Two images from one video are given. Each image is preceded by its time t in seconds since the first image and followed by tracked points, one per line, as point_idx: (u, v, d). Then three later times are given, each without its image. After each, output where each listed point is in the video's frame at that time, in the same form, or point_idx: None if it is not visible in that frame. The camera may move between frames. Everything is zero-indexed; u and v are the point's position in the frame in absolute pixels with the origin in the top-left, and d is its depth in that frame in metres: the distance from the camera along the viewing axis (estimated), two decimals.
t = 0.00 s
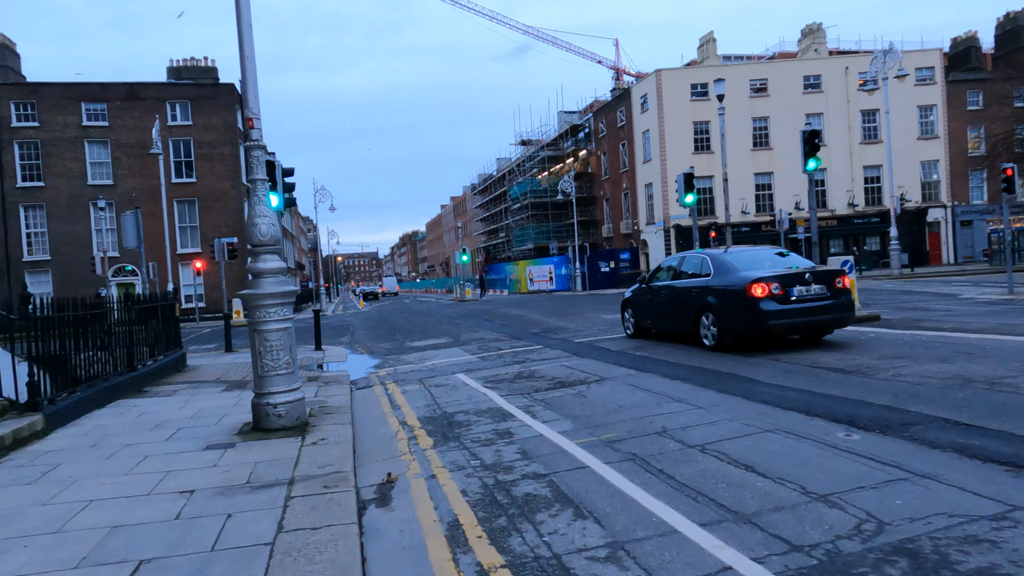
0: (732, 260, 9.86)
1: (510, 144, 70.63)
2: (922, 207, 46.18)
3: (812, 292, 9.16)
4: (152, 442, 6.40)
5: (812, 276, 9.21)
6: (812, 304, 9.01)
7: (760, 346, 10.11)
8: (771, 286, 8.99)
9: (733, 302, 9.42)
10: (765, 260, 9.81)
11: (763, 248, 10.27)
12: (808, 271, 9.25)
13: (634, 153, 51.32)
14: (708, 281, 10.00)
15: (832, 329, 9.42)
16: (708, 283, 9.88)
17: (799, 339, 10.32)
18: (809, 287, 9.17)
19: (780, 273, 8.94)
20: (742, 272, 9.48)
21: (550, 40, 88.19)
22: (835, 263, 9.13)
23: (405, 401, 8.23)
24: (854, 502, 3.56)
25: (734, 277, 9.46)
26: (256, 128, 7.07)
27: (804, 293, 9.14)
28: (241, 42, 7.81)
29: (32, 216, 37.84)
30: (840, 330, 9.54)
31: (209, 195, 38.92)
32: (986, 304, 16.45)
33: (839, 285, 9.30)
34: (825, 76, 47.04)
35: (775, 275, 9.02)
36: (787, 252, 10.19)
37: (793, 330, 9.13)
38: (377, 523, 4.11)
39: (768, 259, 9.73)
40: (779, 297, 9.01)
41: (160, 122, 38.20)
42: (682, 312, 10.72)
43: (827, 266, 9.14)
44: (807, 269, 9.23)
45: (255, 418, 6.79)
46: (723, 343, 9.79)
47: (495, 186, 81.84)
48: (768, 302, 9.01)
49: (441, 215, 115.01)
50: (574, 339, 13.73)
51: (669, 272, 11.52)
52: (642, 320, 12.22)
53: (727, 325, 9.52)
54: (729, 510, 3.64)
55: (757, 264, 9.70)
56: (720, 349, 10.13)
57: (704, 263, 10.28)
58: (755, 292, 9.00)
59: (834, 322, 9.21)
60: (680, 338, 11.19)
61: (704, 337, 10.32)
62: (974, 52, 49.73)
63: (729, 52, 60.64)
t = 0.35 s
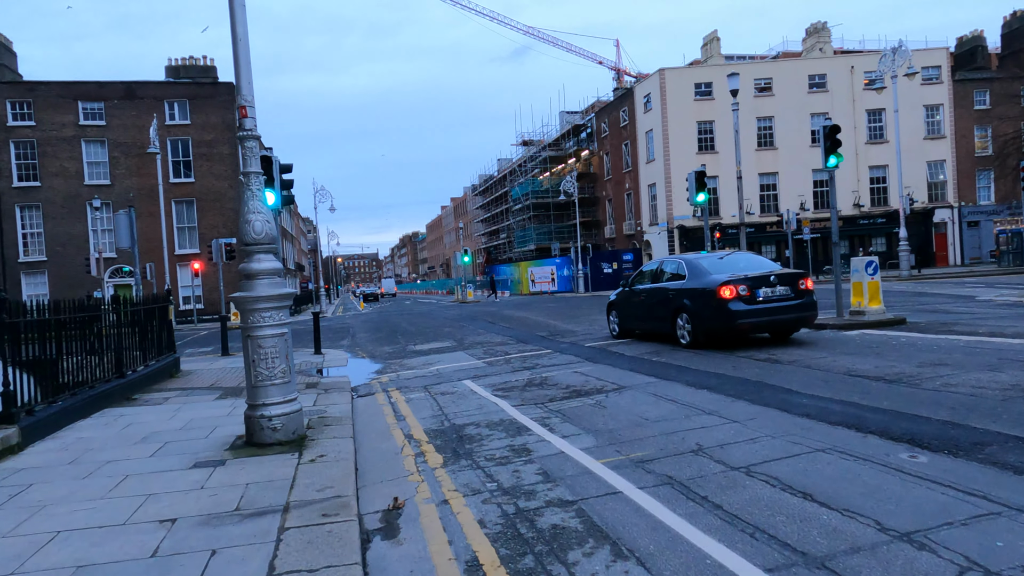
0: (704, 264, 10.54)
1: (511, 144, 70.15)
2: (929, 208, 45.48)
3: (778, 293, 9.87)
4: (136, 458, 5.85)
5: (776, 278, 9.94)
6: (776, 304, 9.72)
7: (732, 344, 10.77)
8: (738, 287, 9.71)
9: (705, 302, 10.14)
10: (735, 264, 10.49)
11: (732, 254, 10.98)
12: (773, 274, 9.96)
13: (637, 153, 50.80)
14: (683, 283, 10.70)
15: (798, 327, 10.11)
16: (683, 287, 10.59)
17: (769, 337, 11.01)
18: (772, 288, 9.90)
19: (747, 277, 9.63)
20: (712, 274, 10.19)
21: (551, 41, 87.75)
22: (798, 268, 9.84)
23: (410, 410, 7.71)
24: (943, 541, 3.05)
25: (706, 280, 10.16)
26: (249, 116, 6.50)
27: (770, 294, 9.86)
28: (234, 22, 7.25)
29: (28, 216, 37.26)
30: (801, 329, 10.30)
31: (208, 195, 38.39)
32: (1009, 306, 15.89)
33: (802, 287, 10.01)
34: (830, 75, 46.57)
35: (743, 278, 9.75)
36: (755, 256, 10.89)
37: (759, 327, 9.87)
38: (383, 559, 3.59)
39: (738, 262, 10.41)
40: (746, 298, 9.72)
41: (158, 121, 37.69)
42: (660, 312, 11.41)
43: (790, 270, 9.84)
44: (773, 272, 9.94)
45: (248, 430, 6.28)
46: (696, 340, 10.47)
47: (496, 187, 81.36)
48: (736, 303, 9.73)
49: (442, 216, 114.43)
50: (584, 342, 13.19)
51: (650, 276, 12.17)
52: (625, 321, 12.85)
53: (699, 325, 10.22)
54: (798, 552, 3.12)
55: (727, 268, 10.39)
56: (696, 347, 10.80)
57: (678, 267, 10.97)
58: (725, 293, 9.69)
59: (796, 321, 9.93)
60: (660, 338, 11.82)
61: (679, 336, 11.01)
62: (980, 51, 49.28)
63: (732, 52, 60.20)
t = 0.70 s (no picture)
0: (676, 268, 11.47)
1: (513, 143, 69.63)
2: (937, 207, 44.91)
3: (740, 294, 10.83)
4: (119, 478, 5.35)
5: (739, 281, 10.90)
6: (739, 304, 10.67)
7: (701, 341, 11.73)
8: (704, 289, 10.65)
9: (675, 303, 11.08)
10: (703, 268, 11.44)
11: (702, 259, 11.93)
12: (736, 277, 10.91)
13: (641, 151, 50.26)
14: (656, 286, 11.62)
15: (758, 325, 11.08)
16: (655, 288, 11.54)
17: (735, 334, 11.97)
18: (735, 290, 10.86)
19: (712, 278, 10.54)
20: (682, 277, 11.12)
21: (552, 40, 87.15)
22: (759, 271, 10.80)
23: (416, 420, 7.23)
24: None
25: (676, 282, 11.09)
26: (242, 103, 5.94)
27: (733, 295, 10.81)
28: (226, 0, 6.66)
29: (25, 215, 36.78)
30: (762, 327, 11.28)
31: (207, 194, 37.88)
32: None
33: (762, 289, 10.97)
34: (836, 72, 46.02)
35: (708, 280, 10.68)
36: (722, 261, 11.85)
37: (723, 325, 10.82)
38: None
39: (705, 266, 11.35)
40: (711, 299, 10.66)
41: (156, 119, 37.15)
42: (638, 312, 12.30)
43: (751, 272, 10.79)
44: (735, 275, 10.89)
45: (241, 446, 5.78)
46: (668, 337, 11.39)
47: (497, 186, 80.93)
48: (702, 303, 10.68)
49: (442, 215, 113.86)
50: (594, 345, 12.70)
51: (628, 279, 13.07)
52: (606, 321, 13.72)
53: (670, 323, 11.14)
54: None
55: (696, 271, 11.34)
56: (668, 344, 11.74)
57: (653, 271, 11.88)
58: (692, 293, 10.62)
59: (756, 319, 10.90)
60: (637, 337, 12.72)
61: (653, 334, 11.92)
62: (988, 48, 48.61)
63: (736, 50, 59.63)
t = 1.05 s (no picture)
0: (647, 268, 12.45)
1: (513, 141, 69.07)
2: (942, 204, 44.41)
3: (703, 292, 11.76)
4: (89, 495, 4.79)
5: (703, 280, 11.80)
6: (703, 301, 11.61)
7: (671, 335, 12.71)
8: (671, 287, 11.62)
9: (645, 300, 12.07)
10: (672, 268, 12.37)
11: (672, 259, 12.85)
12: (701, 276, 11.82)
13: (642, 148, 49.73)
14: (629, 285, 12.56)
15: (722, 320, 12.01)
16: (628, 287, 12.50)
17: (703, 328, 12.87)
18: (700, 288, 11.80)
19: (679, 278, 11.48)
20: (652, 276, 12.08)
21: (552, 38, 86.72)
22: (721, 270, 11.74)
23: (421, 426, 6.72)
24: None
25: (646, 281, 12.03)
26: (229, 80, 5.35)
27: (697, 293, 11.75)
28: None
29: (19, 213, 36.19)
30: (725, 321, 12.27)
31: (203, 192, 37.29)
32: None
33: (724, 286, 11.88)
34: (841, 68, 45.53)
35: (675, 279, 11.62)
36: (691, 261, 12.78)
37: (689, 320, 11.78)
38: None
39: (674, 266, 12.28)
40: (677, 296, 11.61)
41: (151, 116, 36.54)
42: (615, 308, 13.26)
43: (715, 272, 11.68)
44: (700, 274, 11.80)
45: (229, 458, 5.23)
46: (640, 331, 12.36)
47: (496, 184, 80.38)
48: (669, 300, 11.65)
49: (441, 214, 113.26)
50: (604, 345, 12.18)
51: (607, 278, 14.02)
52: (587, 316, 14.68)
53: (641, 319, 12.12)
54: None
55: (665, 271, 12.28)
56: (641, 338, 12.70)
57: (627, 270, 12.83)
58: (659, 291, 11.56)
59: (719, 315, 11.84)
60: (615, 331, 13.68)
61: (627, 328, 12.90)
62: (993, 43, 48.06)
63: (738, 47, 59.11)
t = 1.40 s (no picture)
0: (622, 269, 13.22)
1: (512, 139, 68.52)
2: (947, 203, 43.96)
3: (673, 293, 12.50)
4: (57, 521, 4.23)
5: (673, 281, 12.55)
6: (672, 301, 12.34)
7: (646, 332, 13.49)
8: (642, 288, 12.40)
9: (620, 299, 12.85)
10: (646, 270, 13.13)
11: (647, 262, 13.60)
12: (671, 277, 12.56)
13: (644, 146, 49.22)
14: (606, 285, 13.31)
15: (691, 319, 12.74)
16: (605, 288, 13.28)
17: (676, 326, 13.62)
18: (670, 288, 12.56)
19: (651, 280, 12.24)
20: (626, 277, 12.86)
21: (551, 37, 86.26)
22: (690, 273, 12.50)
23: (428, 438, 6.18)
24: None
25: (620, 282, 12.81)
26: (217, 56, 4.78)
27: (667, 294, 12.49)
28: None
29: (11, 211, 35.54)
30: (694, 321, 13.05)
31: (200, 190, 36.67)
32: None
33: (693, 288, 12.61)
34: (844, 65, 45.09)
35: (646, 280, 12.38)
36: (664, 263, 13.56)
37: (660, 319, 12.54)
38: None
39: (647, 269, 13.05)
40: (648, 297, 12.37)
41: (146, 112, 35.91)
42: (594, 307, 14.05)
43: (684, 274, 12.40)
44: (670, 276, 12.54)
45: (216, 476, 4.68)
46: (615, 329, 13.14)
47: (495, 183, 79.84)
48: (640, 300, 12.42)
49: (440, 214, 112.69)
50: (615, 346, 11.65)
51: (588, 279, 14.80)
52: (570, 315, 15.49)
53: (615, 317, 12.90)
54: None
55: (640, 273, 13.01)
56: (617, 335, 13.49)
57: (605, 271, 13.62)
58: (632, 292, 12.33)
59: (687, 314, 12.59)
60: (593, 328, 14.48)
61: (603, 326, 13.69)
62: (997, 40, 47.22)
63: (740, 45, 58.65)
